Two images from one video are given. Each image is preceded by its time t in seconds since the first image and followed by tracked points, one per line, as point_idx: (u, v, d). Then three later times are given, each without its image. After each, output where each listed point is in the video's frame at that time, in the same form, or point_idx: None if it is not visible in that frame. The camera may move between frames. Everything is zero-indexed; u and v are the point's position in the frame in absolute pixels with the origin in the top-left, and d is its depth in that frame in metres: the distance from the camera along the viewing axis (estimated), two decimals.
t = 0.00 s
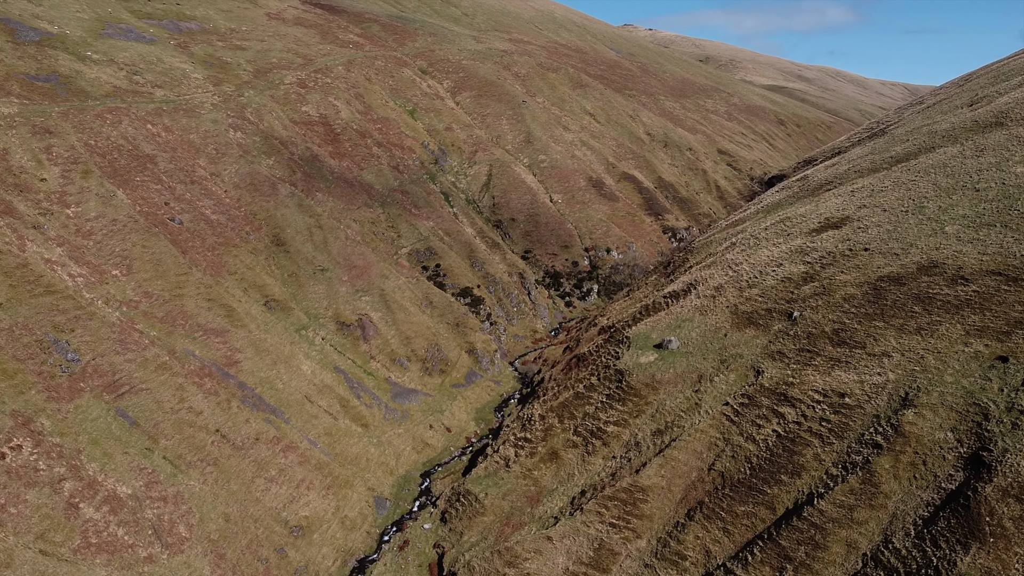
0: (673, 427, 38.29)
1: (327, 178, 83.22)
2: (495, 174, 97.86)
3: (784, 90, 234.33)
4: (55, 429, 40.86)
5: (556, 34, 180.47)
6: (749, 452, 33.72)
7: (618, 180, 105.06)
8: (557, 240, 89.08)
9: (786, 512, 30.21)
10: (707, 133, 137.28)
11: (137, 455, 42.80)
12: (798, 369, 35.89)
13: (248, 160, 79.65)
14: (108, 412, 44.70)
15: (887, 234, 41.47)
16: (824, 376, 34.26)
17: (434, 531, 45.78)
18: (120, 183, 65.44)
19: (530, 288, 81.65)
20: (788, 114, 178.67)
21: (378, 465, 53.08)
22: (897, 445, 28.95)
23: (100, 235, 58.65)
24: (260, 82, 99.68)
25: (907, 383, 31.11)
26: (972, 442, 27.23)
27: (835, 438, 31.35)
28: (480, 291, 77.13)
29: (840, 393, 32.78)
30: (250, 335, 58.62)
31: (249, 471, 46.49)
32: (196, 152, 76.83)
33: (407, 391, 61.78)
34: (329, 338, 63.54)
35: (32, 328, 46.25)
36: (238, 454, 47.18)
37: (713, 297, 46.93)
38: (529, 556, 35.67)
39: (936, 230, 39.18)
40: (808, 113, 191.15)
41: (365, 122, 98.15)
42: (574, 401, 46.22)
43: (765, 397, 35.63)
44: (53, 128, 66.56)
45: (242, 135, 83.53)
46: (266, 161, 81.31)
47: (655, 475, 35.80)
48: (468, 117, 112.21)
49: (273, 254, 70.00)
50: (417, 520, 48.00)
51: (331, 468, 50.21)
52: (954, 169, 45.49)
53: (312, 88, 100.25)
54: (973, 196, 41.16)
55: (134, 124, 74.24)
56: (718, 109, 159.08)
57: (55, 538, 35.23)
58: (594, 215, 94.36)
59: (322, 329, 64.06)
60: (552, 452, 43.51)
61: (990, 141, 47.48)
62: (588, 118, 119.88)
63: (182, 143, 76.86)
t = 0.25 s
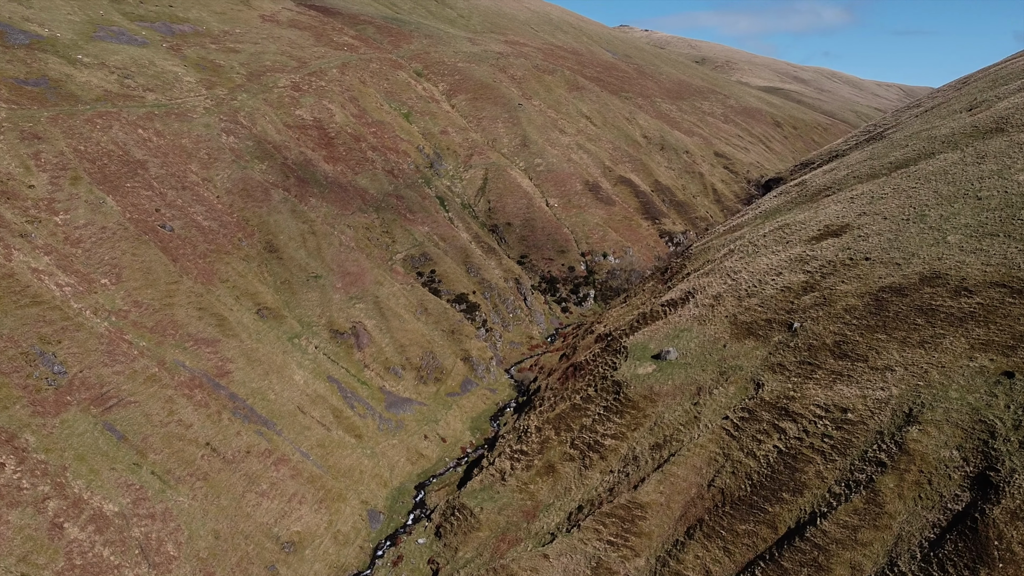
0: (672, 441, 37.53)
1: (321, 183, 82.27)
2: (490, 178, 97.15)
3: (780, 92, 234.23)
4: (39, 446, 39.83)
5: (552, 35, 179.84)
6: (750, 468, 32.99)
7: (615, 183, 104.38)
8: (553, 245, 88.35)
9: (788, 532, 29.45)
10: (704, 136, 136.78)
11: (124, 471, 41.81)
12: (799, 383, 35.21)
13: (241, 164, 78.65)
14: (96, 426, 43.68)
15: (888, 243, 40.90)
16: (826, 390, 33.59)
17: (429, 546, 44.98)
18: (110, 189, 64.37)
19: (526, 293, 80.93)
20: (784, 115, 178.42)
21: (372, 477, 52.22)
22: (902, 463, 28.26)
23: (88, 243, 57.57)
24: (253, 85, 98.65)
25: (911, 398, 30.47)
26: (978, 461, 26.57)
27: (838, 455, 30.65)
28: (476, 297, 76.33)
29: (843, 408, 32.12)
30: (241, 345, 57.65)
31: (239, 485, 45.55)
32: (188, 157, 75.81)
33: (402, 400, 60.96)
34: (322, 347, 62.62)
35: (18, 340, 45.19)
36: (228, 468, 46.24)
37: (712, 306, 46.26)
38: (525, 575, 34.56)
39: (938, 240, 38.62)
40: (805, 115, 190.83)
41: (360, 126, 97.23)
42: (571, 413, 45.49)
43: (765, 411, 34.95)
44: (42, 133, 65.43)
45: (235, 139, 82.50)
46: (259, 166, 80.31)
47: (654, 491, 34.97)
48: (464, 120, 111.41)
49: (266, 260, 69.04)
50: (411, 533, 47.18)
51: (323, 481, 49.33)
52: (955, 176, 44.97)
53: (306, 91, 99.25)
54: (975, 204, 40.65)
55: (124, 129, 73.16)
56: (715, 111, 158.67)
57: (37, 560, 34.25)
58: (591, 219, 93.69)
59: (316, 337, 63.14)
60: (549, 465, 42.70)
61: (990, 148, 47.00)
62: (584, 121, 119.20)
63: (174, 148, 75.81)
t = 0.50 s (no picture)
0: (671, 457, 36.71)
1: (315, 189, 81.37)
2: (486, 183, 96.47)
3: (776, 93, 234.07)
4: (23, 464, 38.80)
5: (548, 37, 179.13)
6: (751, 486, 32.19)
7: (611, 187, 103.73)
8: (549, 249, 87.62)
9: (790, 553, 28.63)
10: (701, 138, 136.29)
11: (111, 489, 40.84)
12: (799, 397, 34.51)
13: (233, 170, 77.64)
14: (82, 441, 42.68)
15: (889, 253, 40.25)
16: (828, 405, 32.89)
17: (423, 562, 44.11)
18: (99, 196, 63.30)
19: (522, 299, 80.17)
20: (781, 117, 178.13)
21: (366, 490, 51.37)
22: (906, 483, 27.52)
23: (77, 252, 56.51)
24: (246, 89, 97.65)
25: (915, 415, 29.76)
26: (985, 480, 25.87)
27: (840, 473, 29.90)
28: (471, 304, 75.52)
29: (846, 424, 31.39)
30: (233, 355, 56.68)
31: (229, 500, 44.64)
32: (179, 162, 74.79)
33: (396, 410, 60.08)
34: (316, 356, 61.69)
35: (2, 353, 44.12)
36: (218, 483, 45.32)
37: (710, 316, 45.56)
38: None
39: (940, 251, 38.03)
40: (801, 117, 190.56)
41: (354, 130, 96.34)
42: (567, 425, 44.70)
43: (766, 426, 34.22)
44: (30, 139, 64.32)
45: (228, 144, 81.51)
46: (252, 171, 79.34)
47: (653, 508, 34.08)
48: (459, 124, 110.61)
49: (258, 268, 68.09)
50: (405, 548, 46.34)
51: (316, 495, 48.46)
52: (956, 184, 44.43)
53: (300, 95, 98.30)
54: (977, 213, 40.13)
55: (115, 134, 72.12)
56: (711, 114, 158.22)
57: None
58: (587, 224, 93.07)
59: (309, 346, 62.21)
60: (545, 480, 41.82)
61: (991, 155, 46.48)
62: (580, 124, 118.52)
63: (165, 153, 74.80)
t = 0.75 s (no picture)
0: (670, 469, 36.06)
1: (309, 193, 80.57)
2: (482, 186, 95.88)
3: (772, 95, 234.00)
4: (9, 479, 37.88)
5: (545, 39, 178.59)
6: (751, 501, 31.50)
7: (608, 190, 103.23)
8: (546, 254, 87.03)
9: (792, 571, 27.93)
10: (698, 141, 135.89)
11: (100, 504, 40.01)
12: (800, 410, 33.93)
13: (227, 174, 76.78)
14: (71, 455, 41.81)
15: (890, 262, 39.77)
16: (829, 418, 32.31)
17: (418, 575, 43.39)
18: (90, 202, 62.34)
19: (518, 304, 79.57)
20: (777, 119, 177.98)
21: (360, 501, 50.66)
22: (910, 500, 26.83)
23: (67, 259, 55.51)
24: (241, 92, 96.77)
25: (918, 429, 29.19)
26: (990, 498, 25.26)
27: (843, 489, 29.27)
28: (467, 309, 74.87)
29: (847, 438, 30.83)
30: (226, 364, 55.85)
31: (221, 514, 43.87)
32: (172, 167, 73.89)
33: (391, 419, 59.38)
34: (310, 364, 60.92)
35: None
36: (210, 496, 44.51)
37: (709, 324, 45.01)
38: None
39: (942, 260, 37.54)
40: (798, 118, 190.52)
41: (349, 133, 95.58)
42: (564, 436, 44.05)
43: (766, 439, 33.63)
44: (20, 144, 63.29)
45: (221, 148, 80.64)
46: (246, 176, 78.48)
47: (651, 523, 33.29)
48: (456, 126, 109.94)
49: (252, 274, 67.27)
50: (400, 561, 45.62)
51: (310, 507, 47.73)
52: (957, 191, 43.96)
53: (295, 98, 97.47)
54: (979, 221, 39.70)
55: (106, 139, 71.18)
56: (708, 115, 157.89)
57: None
58: (583, 228, 92.55)
59: (303, 353, 61.44)
60: (542, 492, 41.08)
61: (992, 161, 46.04)
62: (577, 127, 117.98)
63: (158, 158, 73.90)
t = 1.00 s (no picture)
0: (668, 485, 35.25)
1: (303, 198, 79.66)
2: (478, 191, 95.17)
3: (769, 96, 233.90)
4: None
5: (541, 41, 177.94)
6: (752, 519, 30.57)
7: (604, 194, 102.62)
8: (542, 259, 86.33)
9: None
10: (694, 143, 135.40)
11: (86, 522, 39.01)
12: (802, 425, 33.28)
13: (220, 180, 75.72)
14: (57, 471, 40.79)
15: (892, 273, 39.35)
16: (832, 434, 31.66)
17: None
18: (80, 209, 61.16)
19: (514, 310, 78.88)
20: (773, 121, 177.77)
21: (354, 514, 49.82)
22: (916, 520, 25.93)
23: (55, 268, 54.33)
24: (234, 95, 95.75)
25: (924, 446, 28.58)
26: (998, 519, 24.43)
27: (846, 507, 28.47)
28: (462, 316, 74.09)
29: (851, 455, 30.17)
30: (217, 374, 54.89)
31: (211, 530, 43.01)
32: (164, 173, 72.81)
33: (385, 429, 58.56)
34: (303, 373, 60.02)
35: None
36: (200, 511, 43.60)
37: (708, 334, 44.41)
38: None
39: (945, 272, 37.16)
40: (794, 120, 190.34)
41: (344, 137, 94.69)
42: (561, 449, 43.26)
43: (767, 455, 32.92)
44: (8, 149, 62.07)
45: (214, 152, 79.60)
46: (239, 181, 77.43)
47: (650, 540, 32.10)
48: (451, 130, 109.16)
49: (245, 281, 66.30)
50: None
51: (302, 522, 46.88)
52: (958, 199, 43.60)
53: (289, 102, 96.52)
54: (981, 231, 39.34)
55: (97, 144, 70.07)
56: (705, 117, 157.49)
57: None
58: (580, 232, 91.94)
59: (296, 362, 60.53)
60: (538, 506, 40.16)
61: (993, 168, 45.69)
62: (573, 130, 117.34)
63: (149, 163, 72.79)
